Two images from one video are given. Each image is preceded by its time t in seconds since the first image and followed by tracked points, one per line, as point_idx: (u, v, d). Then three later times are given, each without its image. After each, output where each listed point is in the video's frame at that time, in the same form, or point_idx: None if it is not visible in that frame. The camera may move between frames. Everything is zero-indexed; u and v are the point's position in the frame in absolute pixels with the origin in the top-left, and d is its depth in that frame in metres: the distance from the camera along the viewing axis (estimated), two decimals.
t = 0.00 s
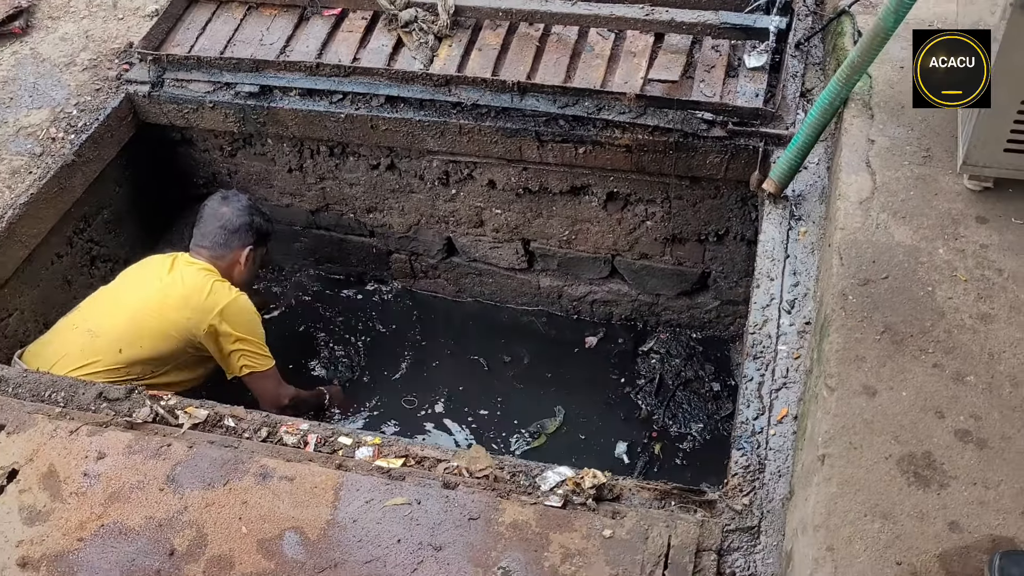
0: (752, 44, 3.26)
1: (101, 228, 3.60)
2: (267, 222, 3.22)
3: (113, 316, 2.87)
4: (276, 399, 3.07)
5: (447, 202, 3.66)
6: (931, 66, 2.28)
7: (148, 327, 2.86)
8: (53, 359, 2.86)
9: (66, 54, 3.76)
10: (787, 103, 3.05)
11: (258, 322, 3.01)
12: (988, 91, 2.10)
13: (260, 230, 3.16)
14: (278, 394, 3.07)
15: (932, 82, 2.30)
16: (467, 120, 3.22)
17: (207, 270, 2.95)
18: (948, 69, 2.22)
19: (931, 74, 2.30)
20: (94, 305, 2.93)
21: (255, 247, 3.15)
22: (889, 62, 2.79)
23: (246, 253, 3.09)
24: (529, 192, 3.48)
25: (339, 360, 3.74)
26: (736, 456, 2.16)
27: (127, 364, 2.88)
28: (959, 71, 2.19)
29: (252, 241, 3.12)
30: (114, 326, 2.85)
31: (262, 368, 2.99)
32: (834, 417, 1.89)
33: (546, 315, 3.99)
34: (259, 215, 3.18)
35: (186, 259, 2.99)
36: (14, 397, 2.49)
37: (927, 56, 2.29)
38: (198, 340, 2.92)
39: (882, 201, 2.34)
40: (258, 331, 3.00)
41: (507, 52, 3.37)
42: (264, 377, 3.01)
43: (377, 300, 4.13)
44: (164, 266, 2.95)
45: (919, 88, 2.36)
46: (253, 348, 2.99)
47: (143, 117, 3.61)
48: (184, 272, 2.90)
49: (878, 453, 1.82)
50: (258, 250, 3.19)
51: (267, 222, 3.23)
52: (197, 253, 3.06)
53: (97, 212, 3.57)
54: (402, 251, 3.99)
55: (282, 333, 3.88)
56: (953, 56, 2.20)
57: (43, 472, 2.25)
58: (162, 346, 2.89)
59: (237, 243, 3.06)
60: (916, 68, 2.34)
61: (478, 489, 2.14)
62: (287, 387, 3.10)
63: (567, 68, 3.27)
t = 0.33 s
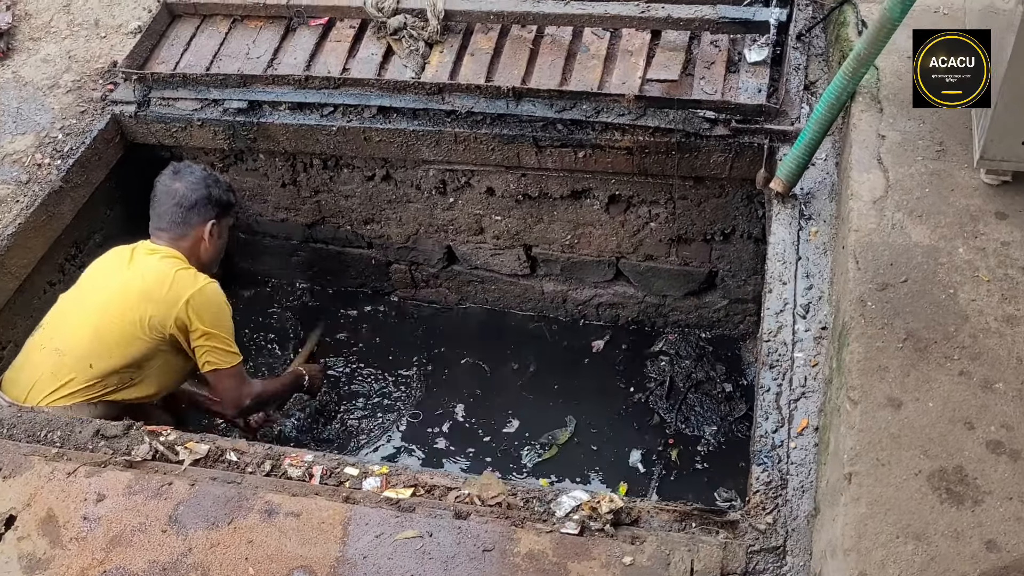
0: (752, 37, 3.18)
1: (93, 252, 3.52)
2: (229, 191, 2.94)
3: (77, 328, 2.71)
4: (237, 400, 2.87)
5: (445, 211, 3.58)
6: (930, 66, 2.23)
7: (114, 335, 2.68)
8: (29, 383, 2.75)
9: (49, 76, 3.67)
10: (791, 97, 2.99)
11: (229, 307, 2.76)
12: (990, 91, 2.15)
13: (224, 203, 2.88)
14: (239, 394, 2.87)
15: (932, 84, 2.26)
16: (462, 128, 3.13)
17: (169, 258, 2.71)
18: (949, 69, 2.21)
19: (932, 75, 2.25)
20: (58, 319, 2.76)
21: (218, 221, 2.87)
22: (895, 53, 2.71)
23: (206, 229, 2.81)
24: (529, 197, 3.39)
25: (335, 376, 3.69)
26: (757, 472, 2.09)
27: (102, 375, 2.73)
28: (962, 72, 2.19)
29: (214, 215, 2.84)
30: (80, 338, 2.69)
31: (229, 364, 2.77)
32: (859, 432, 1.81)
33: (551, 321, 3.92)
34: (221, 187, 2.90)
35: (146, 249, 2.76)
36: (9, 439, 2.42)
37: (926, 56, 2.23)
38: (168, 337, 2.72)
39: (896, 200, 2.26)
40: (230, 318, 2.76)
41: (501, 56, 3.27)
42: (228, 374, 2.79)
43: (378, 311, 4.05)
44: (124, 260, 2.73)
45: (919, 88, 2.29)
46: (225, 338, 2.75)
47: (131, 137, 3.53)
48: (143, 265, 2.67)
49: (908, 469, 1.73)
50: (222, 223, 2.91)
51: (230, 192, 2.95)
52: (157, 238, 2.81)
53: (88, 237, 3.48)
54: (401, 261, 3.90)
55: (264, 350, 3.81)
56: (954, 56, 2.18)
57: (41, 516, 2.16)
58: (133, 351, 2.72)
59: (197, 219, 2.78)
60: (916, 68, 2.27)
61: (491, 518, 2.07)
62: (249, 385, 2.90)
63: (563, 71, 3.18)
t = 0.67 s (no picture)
0: (759, 28, 3.16)
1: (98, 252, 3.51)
2: (230, 178, 2.93)
3: (71, 321, 2.69)
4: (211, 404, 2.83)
5: (451, 207, 3.56)
6: (929, 66, 2.33)
7: (107, 328, 2.67)
8: (27, 375, 2.75)
9: (53, 75, 3.65)
10: (799, 90, 2.97)
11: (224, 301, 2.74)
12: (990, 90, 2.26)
13: (224, 190, 2.87)
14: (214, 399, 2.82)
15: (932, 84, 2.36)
16: (468, 124, 3.12)
17: (167, 248, 2.70)
18: (949, 69, 2.30)
19: (932, 75, 2.34)
20: (53, 310, 2.76)
21: (218, 207, 2.85)
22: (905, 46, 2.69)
23: (206, 215, 2.80)
24: (536, 193, 3.38)
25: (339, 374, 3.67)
26: (771, 468, 2.07)
27: (97, 367, 2.72)
28: (962, 72, 2.29)
29: (214, 203, 2.82)
30: (74, 330, 2.68)
31: (213, 361, 2.75)
32: (876, 428, 1.79)
33: (558, 316, 3.91)
34: (222, 173, 2.88)
35: (145, 239, 2.75)
36: (18, 441, 2.40)
37: (926, 56, 2.33)
38: (162, 330, 2.70)
39: (909, 192, 2.25)
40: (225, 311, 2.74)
41: (506, 50, 3.25)
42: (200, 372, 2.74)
43: (385, 307, 4.04)
44: (121, 251, 2.72)
45: (919, 88, 2.40)
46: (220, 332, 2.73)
47: (135, 136, 3.51)
48: (140, 256, 2.66)
49: (926, 464, 1.72)
50: (224, 210, 2.90)
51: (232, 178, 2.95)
52: (158, 226, 2.80)
53: (93, 236, 3.47)
54: (407, 258, 3.89)
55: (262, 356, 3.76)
56: (953, 57, 2.27)
57: (52, 518, 2.15)
58: (126, 345, 2.70)
59: (196, 207, 2.77)
60: (916, 69, 2.37)
61: (505, 517, 2.06)
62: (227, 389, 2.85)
63: (569, 65, 3.15)
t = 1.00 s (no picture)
0: (762, 18, 3.18)
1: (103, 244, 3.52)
2: (240, 176, 2.92)
3: (97, 307, 2.72)
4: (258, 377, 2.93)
5: (455, 198, 3.56)
6: (929, 67, 2.39)
7: (134, 316, 2.70)
8: (49, 358, 2.77)
9: (56, 68, 3.66)
10: (804, 78, 2.96)
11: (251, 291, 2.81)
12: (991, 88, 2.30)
13: (235, 188, 2.87)
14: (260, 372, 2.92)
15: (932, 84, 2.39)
16: (471, 114, 3.11)
17: (191, 241, 2.73)
18: (949, 69, 2.35)
19: (931, 76, 2.39)
20: (76, 295, 2.78)
21: (228, 205, 2.86)
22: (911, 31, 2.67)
23: (215, 212, 2.81)
24: (540, 183, 3.38)
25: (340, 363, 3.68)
26: (777, 453, 2.08)
27: (124, 351, 2.77)
28: (962, 72, 2.33)
29: (225, 200, 2.83)
30: (102, 315, 2.71)
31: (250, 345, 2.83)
32: (882, 412, 1.80)
33: (561, 307, 3.91)
34: (232, 172, 2.88)
35: (165, 232, 2.76)
36: (26, 430, 2.41)
37: (926, 56, 2.39)
38: (190, 319, 2.75)
39: (913, 178, 2.25)
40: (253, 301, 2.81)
41: (509, 40, 3.25)
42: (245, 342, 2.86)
43: (390, 298, 4.04)
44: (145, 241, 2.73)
45: (919, 89, 2.41)
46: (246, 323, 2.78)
47: (139, 128, 3.52)
48: (165, 249, 2.68)
49: (931, 447, 1.72)
50: (234, 208, 2.89)
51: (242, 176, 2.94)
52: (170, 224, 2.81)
53: (98, 228, 3.48)
54: (411, 249, 3.89)
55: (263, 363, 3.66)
56: (953, 56, 2.34)
57: (61, 507, 2.16)
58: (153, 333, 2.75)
59: (207, 204, 2.79)
60: (916, 70, 2.42)
61: (511, 503, 2.07)
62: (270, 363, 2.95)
63: (572, 55, 3.16)
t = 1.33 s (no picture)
0: (764, 11, 3.17)
1: (105, 238, 3.52)
2: (263, 208, 3.16)
3: (132, 319, 2.82)
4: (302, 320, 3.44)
5: (456, 192, 3.56)
6: (928, 69, 2.37)
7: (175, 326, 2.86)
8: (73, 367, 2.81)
9: (58, 62, 3.66)
10: (805, 71, 2.97)
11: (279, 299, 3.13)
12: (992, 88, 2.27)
13: (257, 219, 3.10)
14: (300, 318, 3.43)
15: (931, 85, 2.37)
16: (473, 108, 3.12)
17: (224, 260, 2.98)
18: (949, 69, 2.33)
19: (931, 76, 2.37)
20: (103, 308, 2.86)
21: (250, 234, 3.08)
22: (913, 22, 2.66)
23: (238, 240, 3.03)
24: (541, 176, 3.38)
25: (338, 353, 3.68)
26: (777, 444, 2.08)
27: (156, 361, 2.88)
28: (961, 72, 2.31)
29: (247, 229, 3.06)
30: (138, 325, 2.82)
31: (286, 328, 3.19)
32: (882, 402, 1.80)
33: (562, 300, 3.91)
34: (255, 204, 3.11)
35: (195, 252, 2.98)
36: (29, 423, 2.42)
37: (926, 56, 2.37)
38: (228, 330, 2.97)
39: (914, 169, 2.25)
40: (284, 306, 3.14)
41: (511, 34, 3.25)
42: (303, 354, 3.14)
43: (393, 291, 4.05)
44: (180, 260, 2.94)
45: (919, 89, 2.38)
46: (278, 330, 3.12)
47: (140, 122, 3.52)
48: (205, 267, 2.90)
49: (932, 437, 1.73)
50: (256, 237, 3.13)
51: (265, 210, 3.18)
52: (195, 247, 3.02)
53: (100, 223, 3.49)
54: (413, 243, 3.90)
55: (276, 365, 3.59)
56: (953, 56, 2.31)
57: (64, 498, 2.17)
58: (190, 343, 2.91)
59: (231, 232, 3.01)
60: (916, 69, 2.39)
61: (513, 494, 2.07)
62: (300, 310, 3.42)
63: (573, 48, 3.15)
